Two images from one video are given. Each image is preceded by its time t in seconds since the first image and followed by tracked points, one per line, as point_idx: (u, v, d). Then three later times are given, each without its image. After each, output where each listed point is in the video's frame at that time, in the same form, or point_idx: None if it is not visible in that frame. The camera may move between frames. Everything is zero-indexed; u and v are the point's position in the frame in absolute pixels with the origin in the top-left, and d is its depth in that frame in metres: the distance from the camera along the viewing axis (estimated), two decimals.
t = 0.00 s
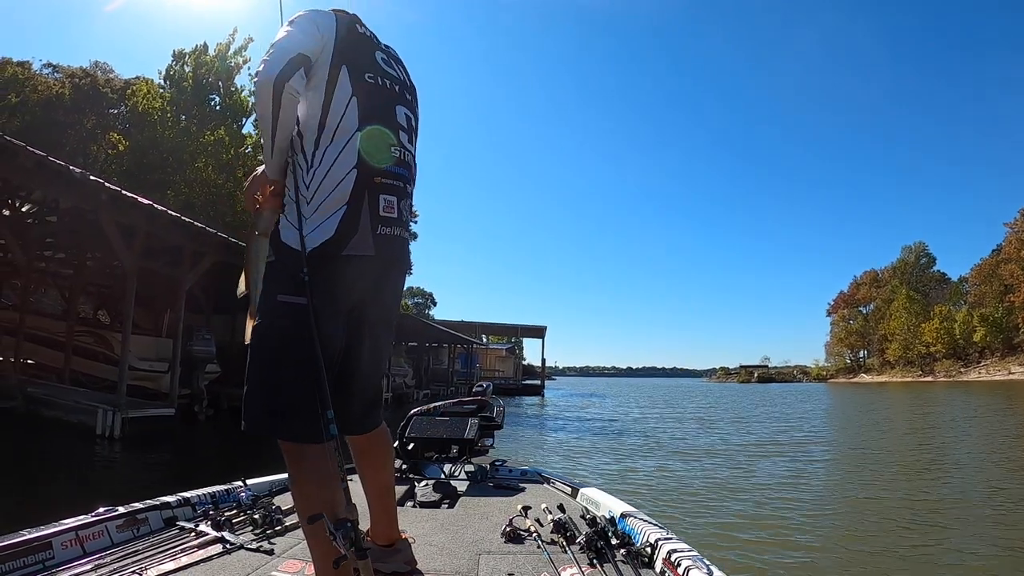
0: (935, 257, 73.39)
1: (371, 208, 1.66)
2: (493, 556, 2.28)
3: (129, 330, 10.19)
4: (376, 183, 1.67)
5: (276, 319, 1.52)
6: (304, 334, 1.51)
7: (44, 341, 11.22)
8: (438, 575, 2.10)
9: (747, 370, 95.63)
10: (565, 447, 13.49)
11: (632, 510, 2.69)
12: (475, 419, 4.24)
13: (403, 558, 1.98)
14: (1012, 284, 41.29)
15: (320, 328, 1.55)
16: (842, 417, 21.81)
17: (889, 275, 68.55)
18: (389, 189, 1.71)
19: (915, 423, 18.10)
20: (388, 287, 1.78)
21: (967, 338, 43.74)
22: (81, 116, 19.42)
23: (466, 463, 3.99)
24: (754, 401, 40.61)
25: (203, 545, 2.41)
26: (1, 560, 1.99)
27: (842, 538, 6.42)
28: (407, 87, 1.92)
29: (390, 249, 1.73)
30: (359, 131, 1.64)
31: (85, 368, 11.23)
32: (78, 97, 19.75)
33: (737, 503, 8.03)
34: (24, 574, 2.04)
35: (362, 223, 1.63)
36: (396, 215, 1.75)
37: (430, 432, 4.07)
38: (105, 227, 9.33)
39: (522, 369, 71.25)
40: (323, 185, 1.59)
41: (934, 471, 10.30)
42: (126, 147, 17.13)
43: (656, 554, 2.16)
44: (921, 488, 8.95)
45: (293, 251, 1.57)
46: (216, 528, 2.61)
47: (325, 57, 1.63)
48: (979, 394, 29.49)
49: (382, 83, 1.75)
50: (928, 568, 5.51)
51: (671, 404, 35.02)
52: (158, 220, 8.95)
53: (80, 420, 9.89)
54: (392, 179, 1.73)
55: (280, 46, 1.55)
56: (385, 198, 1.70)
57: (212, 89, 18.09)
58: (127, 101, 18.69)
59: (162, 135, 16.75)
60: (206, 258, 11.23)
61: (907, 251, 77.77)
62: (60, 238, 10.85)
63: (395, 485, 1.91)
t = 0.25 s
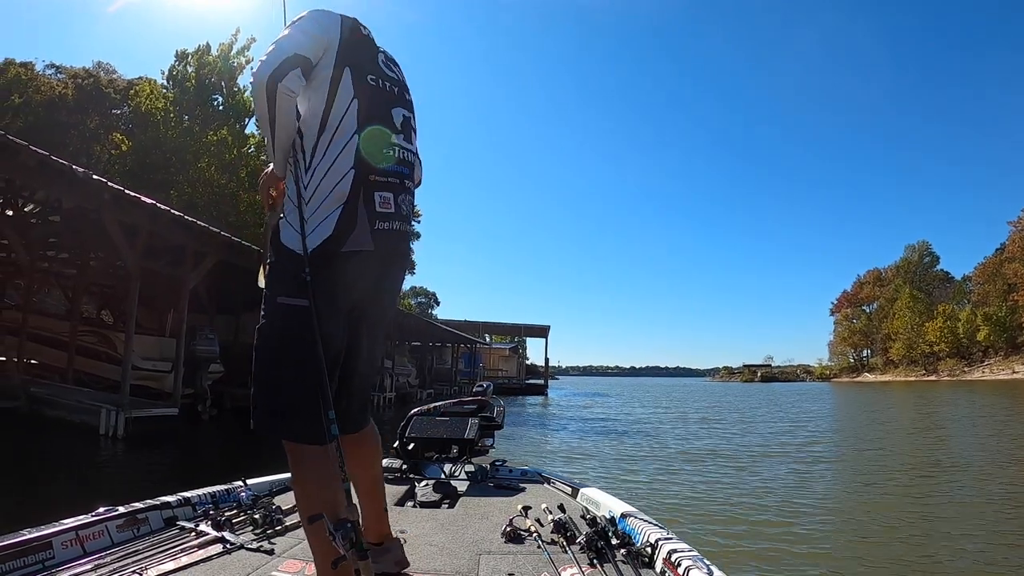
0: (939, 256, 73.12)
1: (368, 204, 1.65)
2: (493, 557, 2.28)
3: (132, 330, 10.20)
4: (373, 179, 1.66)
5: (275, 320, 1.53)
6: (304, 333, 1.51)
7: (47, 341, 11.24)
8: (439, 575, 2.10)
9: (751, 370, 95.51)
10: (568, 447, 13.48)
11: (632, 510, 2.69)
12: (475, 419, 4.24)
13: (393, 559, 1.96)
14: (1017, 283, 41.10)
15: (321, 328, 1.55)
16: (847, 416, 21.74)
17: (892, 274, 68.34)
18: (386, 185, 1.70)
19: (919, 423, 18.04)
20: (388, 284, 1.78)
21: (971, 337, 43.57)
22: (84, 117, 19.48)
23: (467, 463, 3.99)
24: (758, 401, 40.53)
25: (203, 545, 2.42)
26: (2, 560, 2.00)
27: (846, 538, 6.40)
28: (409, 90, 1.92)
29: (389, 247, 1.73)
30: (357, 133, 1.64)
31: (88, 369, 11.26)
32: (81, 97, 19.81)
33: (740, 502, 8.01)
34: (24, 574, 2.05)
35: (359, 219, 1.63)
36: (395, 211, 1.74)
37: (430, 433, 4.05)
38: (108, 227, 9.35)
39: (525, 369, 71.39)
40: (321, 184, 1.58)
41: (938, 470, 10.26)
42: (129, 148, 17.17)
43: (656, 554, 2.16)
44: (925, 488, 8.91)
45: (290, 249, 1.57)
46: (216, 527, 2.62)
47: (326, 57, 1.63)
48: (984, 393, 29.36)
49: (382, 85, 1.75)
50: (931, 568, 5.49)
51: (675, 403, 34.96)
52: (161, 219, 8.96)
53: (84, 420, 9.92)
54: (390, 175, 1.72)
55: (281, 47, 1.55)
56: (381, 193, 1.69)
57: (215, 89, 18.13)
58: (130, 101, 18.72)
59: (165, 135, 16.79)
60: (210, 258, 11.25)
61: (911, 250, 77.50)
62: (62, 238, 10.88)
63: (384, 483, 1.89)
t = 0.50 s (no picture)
0: (940, 255, 73.00)
1: (367, 215, 1.66)
2: (492, 557, 2.28)
3: (133, 333, 10.20)
4: (373, 190, 1.68)
5: (271, 321, 1.51)
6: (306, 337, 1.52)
7: (48, 344, 11.26)
8: (438, 575, 2.10)
9: (753, 370, 95.42)
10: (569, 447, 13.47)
11: (631, 510, 2.68)
12: (474, 419, 4.24)
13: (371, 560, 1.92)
14: (1018, 282, 40.98)
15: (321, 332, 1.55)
16: (849, 416, 21.69)
17: (894, 273, 68.24)
18: (385, 197, 1.71)
19: (921, 422, 18.00)
20: (387, 291, 1.79)
21: (973, 336, 43.46)
22: (85, 120, 19.51)
23: (466, 463, 3.98)
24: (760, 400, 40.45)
25: (203, 545, 2.42)
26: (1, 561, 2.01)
27: (847, 537, 6.39)
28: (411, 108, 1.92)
29: (387, 256, 1.74)
30: (359, 150, 1.65)
31: (89, 372, 11.28)
32: (82, 101, 19.84)
33: (741, 502, 8.01)
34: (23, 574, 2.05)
35: (358, 229, 1.64)
36: (393, 222, 1.76)
37: (429, 433, 4.06)
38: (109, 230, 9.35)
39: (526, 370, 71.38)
40: (323, 196, 1.59)
41: (940, 469, 10.23)
42: (129, 151, 17.19)
43: (655, 554, 2.16)
44: (927, 487, 8.89)
45: (290, 255, 1.56)
46: (215, 528, 2.62)
47: (334, 73, 1.63)
48: (987, 391, 29.25)
49: (385, 103, 1.75)
50: (932, 567, 5.47)
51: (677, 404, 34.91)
52: (162, 222, 8.96)
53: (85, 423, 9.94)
54: (390, 186, 1.74)
55: (291, 63, 1.56)
56: (380, 205, 1.70)
57: (215, 91, 18.14)
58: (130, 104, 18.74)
59: (165, 138, 16.81)
60: (211, 260, 11.25)
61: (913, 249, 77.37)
62: (63, 241, 10.89)
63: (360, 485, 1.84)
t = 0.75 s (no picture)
0: (943, 256, 72.79)
1: (369, 215, 1.68)
2: (492, 557, 2.28)
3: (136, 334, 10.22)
4: (375, 191, 1.70)
5: (267, 311, 1.48)
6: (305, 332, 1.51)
7: (51, 345, 11.32)
8: (438, 575, 2.10)
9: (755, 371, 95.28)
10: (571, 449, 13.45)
11: (631, 510, 2.68)
12: (475, 419, 4.24)
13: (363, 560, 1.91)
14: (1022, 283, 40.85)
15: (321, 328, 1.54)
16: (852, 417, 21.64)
17: (897, 274, 68.09)
18: (386, 199, 1.73)
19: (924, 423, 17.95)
20: (385, 292, 1.79)
21: (976, 337, 43.34)
22: (88, 121, 19.56)
23: (466, 463, 3.99)
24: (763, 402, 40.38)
25: (203, 545, 2.42)
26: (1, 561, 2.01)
27: (849, 539, 6.37)
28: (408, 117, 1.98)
29: (386, 258, 1.75)
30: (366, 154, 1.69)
31: (92, 374, 11.31)
32: (85, 102, 19.89)
33: (743, 504, 7.99)
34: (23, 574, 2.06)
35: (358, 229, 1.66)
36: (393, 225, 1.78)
37: (429, 433, 4.07)
38: (112, 231, 9.37)
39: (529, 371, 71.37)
40: (331, 197, 1.60)
41: (942, 471, 10.20)
42: (132, 152, 17.24)
43: (655, 554, 2.16)
44: (930, 489, 8.85)
45: (294, 251, 1.55)
46: (215, 528, 2.62)
47: (345, 80, 1.66)
48: (991, 393, 29.15)
49: (388, 112, 1.80)
50: (935, 568, 5.46)
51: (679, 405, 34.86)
52: (166, 223, 8.98)
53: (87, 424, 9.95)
54: (391, 192, 1.77)
55: (310, 70, 1.57)
56: (382, 206, 1.72)
57: (218, 93, 18.18)
58: (133, 105, 18.79)
59: (168, 140, 16.85)
60: (214, 262, 11.28)
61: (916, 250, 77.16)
62: (66, 242, 10.92)
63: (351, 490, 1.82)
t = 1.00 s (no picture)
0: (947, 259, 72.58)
1: (360, 213, 1.69)
2: (493, 557, 2.28)
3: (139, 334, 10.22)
4: (367, 190, 1.72)
5: (263, 311, 1.48)
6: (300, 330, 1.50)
7: (55, 345, 11.38)
8: (438, 575, 2.10)
9: (758, 374, 95.07)
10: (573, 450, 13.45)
11: (632, 510, 2.68)
12: (475, 419, 4.24)
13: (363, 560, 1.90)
14: None
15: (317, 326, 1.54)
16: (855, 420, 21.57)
17: (901, 276, 67.90)
18: (378, 197, 1.75)
19: (927, 426, 17.89)
20: (381, 289, 1.79)
21: (980, 340, 43.18)
22: (92, 121, 19.62)
23: (466, 463, 3.99)
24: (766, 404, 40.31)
25: (203, 545, 2.42)
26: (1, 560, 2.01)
27: (851, 541, 6.35)
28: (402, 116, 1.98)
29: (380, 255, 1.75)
30: (358, 153, 1.69)
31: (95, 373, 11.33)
32: (90, 102, 19.95)
33: (745, 506, 7.97)
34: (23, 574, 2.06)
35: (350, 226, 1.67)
36: (386, 223, 1.78)
37: (429, 433, 4.06)
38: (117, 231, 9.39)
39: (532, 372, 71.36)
40: (325, 194, 1.60)
41: (946, 474, 10.15)
42: (136, 152, 17.28)
43: (655, 554, 2.15)
44: (933, 492, 8.82)
45: (287, 249, 1.54)
46: (216, 528, 2.62)
47: (338, 79, 1.66)
48: (995, 396, 29.02)
49: (382, 111, 1.80)
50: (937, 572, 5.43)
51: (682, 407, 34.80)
52: (170, 222, 9.00)
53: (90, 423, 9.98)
54: (384, 190, 1.77)
55: (304, 69, 1.58)
56: (373, 204, 1.72)
57: (222, 93, 18.22)
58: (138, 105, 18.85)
59: (172, 139, 16.89)
60: (218, 262, 11.30)
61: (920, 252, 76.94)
62: (71, 241, 10.95)
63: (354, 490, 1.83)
